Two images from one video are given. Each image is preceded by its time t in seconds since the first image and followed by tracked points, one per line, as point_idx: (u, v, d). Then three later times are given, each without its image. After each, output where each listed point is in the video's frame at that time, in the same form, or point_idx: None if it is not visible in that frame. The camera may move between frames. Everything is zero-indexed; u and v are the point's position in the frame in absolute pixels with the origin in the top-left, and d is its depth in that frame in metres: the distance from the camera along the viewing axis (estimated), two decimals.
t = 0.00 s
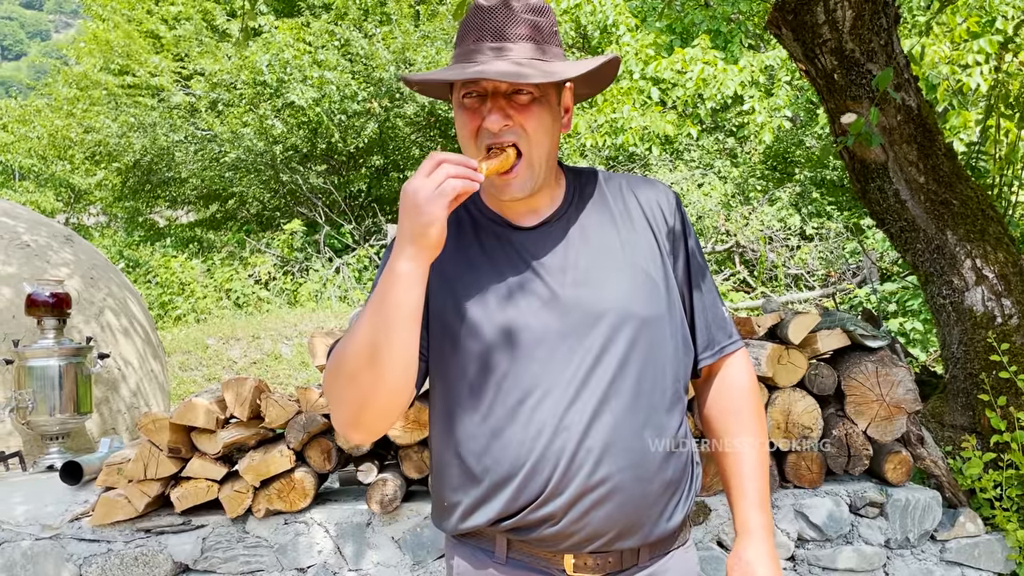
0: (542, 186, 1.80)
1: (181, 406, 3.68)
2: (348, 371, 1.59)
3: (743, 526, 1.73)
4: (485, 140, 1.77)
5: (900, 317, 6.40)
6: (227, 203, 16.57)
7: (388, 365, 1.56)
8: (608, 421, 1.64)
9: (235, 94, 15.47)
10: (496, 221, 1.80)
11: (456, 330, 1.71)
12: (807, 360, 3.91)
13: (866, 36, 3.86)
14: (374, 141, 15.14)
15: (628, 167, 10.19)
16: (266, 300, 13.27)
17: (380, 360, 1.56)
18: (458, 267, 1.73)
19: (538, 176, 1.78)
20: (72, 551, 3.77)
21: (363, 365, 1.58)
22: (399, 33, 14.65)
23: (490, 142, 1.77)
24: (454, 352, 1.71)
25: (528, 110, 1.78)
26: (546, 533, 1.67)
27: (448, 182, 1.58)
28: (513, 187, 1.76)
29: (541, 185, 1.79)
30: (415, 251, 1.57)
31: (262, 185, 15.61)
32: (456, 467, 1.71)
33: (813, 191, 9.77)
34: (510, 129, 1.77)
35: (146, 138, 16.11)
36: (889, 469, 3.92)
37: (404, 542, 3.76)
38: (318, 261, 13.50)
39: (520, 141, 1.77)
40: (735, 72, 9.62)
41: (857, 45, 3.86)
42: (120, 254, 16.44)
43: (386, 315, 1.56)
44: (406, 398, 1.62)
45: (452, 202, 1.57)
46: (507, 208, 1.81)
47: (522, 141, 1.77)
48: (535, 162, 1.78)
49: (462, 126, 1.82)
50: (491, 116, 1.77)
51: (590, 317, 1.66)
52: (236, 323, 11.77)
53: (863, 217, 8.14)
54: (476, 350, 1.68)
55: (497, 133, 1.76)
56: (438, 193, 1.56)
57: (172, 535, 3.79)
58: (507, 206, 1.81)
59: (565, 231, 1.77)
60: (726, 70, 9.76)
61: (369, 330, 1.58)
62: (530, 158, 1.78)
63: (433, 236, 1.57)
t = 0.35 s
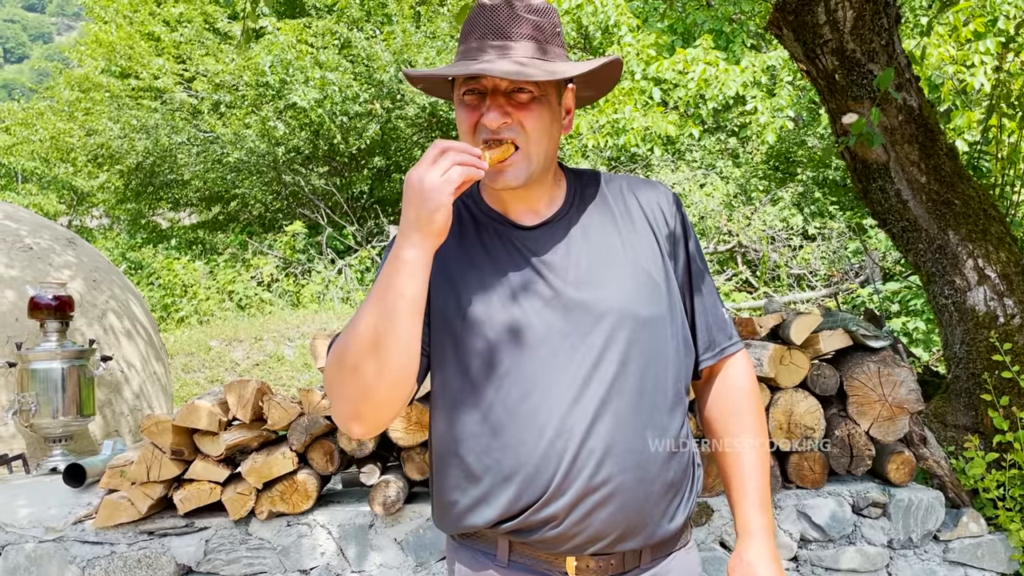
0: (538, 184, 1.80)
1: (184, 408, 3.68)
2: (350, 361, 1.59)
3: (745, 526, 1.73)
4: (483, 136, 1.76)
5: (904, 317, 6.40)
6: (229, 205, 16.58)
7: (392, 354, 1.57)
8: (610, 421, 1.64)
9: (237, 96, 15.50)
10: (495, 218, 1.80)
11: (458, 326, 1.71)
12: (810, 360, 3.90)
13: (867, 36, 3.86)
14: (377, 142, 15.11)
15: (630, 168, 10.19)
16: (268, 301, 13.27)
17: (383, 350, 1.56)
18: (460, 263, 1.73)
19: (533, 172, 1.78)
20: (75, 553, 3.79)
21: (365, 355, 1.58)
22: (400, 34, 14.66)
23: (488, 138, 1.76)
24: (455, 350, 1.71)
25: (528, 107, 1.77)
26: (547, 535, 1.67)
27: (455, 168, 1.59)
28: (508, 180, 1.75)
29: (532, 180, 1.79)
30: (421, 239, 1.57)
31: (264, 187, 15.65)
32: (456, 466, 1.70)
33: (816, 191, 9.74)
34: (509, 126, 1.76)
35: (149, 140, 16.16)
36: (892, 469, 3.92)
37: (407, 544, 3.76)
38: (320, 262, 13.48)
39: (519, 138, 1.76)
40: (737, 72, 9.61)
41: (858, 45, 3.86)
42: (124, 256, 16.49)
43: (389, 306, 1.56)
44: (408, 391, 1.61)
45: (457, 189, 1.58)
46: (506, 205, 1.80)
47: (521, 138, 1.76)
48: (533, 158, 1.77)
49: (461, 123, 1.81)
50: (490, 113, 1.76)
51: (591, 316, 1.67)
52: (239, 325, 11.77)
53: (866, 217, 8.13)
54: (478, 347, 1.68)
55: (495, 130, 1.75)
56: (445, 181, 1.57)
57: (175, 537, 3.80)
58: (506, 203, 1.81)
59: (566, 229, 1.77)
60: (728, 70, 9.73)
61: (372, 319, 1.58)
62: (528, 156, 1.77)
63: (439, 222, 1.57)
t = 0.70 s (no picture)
0: (536, 187, 1.81)
1: (187, 410, 3.68)
2: (351, 363, 1.59)
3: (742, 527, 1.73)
4: (483, 138, 1.76)
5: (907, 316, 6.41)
6: (232, 207, 16.59)
7: (393, 356, 1.57)
8: (611, 423, 1.65)
9: (238, 97, 15.52)
10: (493, 219, 1.80)
11: (458, 328, 1.71)
12: (813, 360, 3.90)
13: (869, 36, 3.86)
14: (378, 143, 15.02)
15: (632, 168, 10.20)
16: (271, 303, 13.28)
17: (385, 352, 1.56)
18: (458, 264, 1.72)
19: (532, 173, 1.78)
20: (79, 555, 3.80)
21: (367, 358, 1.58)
22: (401, 36, 14.66)
23: (488, 140, 1.76)
24: (455, 352, 1.70)
25: (527, 110, 1.77)
26: (548, 538, 1.67)
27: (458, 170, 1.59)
28: (506, 180, 1.74)
29: (528, 182, 1.79)
30: (423, 240, 1.58)
31: (266, 188, 15.67)
32: (456, 468, 1.70)
33: (818, 191, 9.73)
34: (509, 130, 1.76)
35: (151, 142, 16.21)
36: (895, 470, 3.91)
37: (410, 545, 3.76)
38: (322, 264, 13.48)
39: (519, 140, 1.76)
40: (739, 72, 9.60)
41: (860, 45, 3.86)
42: (126, 258, 16.51)
43: (391, 308, 1.56)
44: (410, 393, 1.61)
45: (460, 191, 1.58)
46: (505, 207, 1.81)
47: (521, 140, 1.76)
48: (533, 159, 1.77)
49: (460, 126, 1.81)
50: (489, 117, 1.76)
51: (591, 319, 1.67)
52: (241, 326, 11.76)
53: (868, 216, 8.12)
54: (478, 351, 1.68)
55: (495, 133, 1.75)
56: (448, 182, 1.58)
57: (179, 539, 3.81)
58: (505, 205, 1.81)
59: (565, 231, 1.77)
60: (729, 70, 9.76)
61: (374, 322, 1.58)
62: (528, 158, 1.77)
63: (442, 224, 1.58)
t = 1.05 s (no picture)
0: (529, 188, 1.81)
1: (191, 411, 3.68)
2: (370, 377, 1.54)
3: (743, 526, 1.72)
4: (474, 139, 1.74)
5: (909, 316, 6.41)
6: (234, 208, 16.59)
7: (413, 373, 1.53)
8: (613, 424, 1.65)
9: (240, 98, 15.54)
10: (493, 222, 1.80)
11: (460, 331, 1.71)
12: (816, 360, 3.90)
13: (872, 36, 3.85)
14: (379, 144, 15.11)
15: (634, 168, 10.21)
16: (273, 304, 13.30)
17: (406, 365, 1.52)
18: (461, 269, 1.71)
19: (523, 174, 1.77)
20: (83, 556, 3.80)
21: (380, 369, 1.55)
22: (403, 36, 14.69)
23: (479, 142, 1.74)
24: (456, 356, 1.71)
25: (518, 111, 1.75)
26: (554, 538, 1.67)
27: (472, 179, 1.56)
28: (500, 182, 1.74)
29: (520, 183, 1.79)
30: (450, 261, 1.53)
31: (268, 189, 15.70)
32: (461, 470, 1.70)
33: (821, 191, 9.71)
34: (499, 131, 1.74)
35: (154, 143, 16.23)
36: (899, 469, 3.91)
37: (413, 546, 3.76)
38: (325, 265, 13.49)
39: (509, 142, 1.74)
40: (739, 72, 9.61)
41: (862, 45, 3.86)
42: (129, 260, 16.54)
43: (413, 324, 1.51)
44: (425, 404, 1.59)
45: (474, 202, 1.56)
46: (504, 210, 1.81)
47: (511, 141, 1.74)
48: (524, 161, 1.76)
49: (451, 128, 1.80)
50: (479, 119, 1.74)
51: (592, 320, 1.67)
52: (245, 328, 11.78)
53: (871, 216, 8.12)
54: (481, 355, 1.68)
55: (486, 135, 1.74)
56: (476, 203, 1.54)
57: (183, 539, 3.82)
58: (504, 208, 1.81)
59: (565, 232, 1.77)
60: (731, 70, 9.77)
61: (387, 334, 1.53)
62: (518, 160, 1.75)
63: (470, 245, 1.54)
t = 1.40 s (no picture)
0: (542, 183, 1.82)
1: (193, 412, 3.69)
2: (387, 404, 1.59)
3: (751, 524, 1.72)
4: (489, 136, 1.76)
5: (911, 316, 6.41)
6: (235, 209, 16.55)
7: (426, 406, 1.58)
8: (625, 421, 1.64)
9: (241, 99, 15.54)
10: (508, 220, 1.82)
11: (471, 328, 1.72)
12: (818, 360, 3.90)
13: (873, 36, 3.85)
14: (381, 145, 15.13)
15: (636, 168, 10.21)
16: (275, 305, 13.31)
17: (421, 400, 1.57)
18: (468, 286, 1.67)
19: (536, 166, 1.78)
20: (85, 557, 3.80)
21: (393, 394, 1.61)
22: (405, 37, 14.73)
23: (494, 138, 1.76)
24: (467, 353, 1.72)
25: (531, 105, 1.77)
26: (563, 536, 1.67)
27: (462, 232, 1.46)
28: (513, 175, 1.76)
29: (535, 177, 1.81)
30: (456, 311, 1.49)
31: (270, 190, 15.70)
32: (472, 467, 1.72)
33: (822, 191, 9.71)
34: (512, 124, 1.76)
35: (155, 143, 16.24)
36: (901, 469, 3.91)
37: (415, 546, 3.76)
38: (326, 265, 13.50)
39: (522, 135, 1.75)
40: (741, 72, 9.58)
41: (864, 45, 3.85)
42: (131, 261, 16.53)
43: (425, 365, 1.53)
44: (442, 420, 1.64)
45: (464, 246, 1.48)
46: (520, 206, 1.84)
47: (523, 134, 1.76)
48: (537, 154, 1.77)
49: (467, 121, 1.82)
50: (493, 111, 1.76)
51: (603, 316, 1.67)
52: (246, 328, 11.77)
53: (873, 216, 8.10)
54: (492, 352, 1.69)
55: (499, 127, 1.75)
56: (476, 260, 1.45)
57: (185, 540, 3.82)
58: (518, 205, 1.84)
59: (579, 229, 1.78)
60: (732, 70, 9.75)
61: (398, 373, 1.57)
62: (532, 153, 1.77)
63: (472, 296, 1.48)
